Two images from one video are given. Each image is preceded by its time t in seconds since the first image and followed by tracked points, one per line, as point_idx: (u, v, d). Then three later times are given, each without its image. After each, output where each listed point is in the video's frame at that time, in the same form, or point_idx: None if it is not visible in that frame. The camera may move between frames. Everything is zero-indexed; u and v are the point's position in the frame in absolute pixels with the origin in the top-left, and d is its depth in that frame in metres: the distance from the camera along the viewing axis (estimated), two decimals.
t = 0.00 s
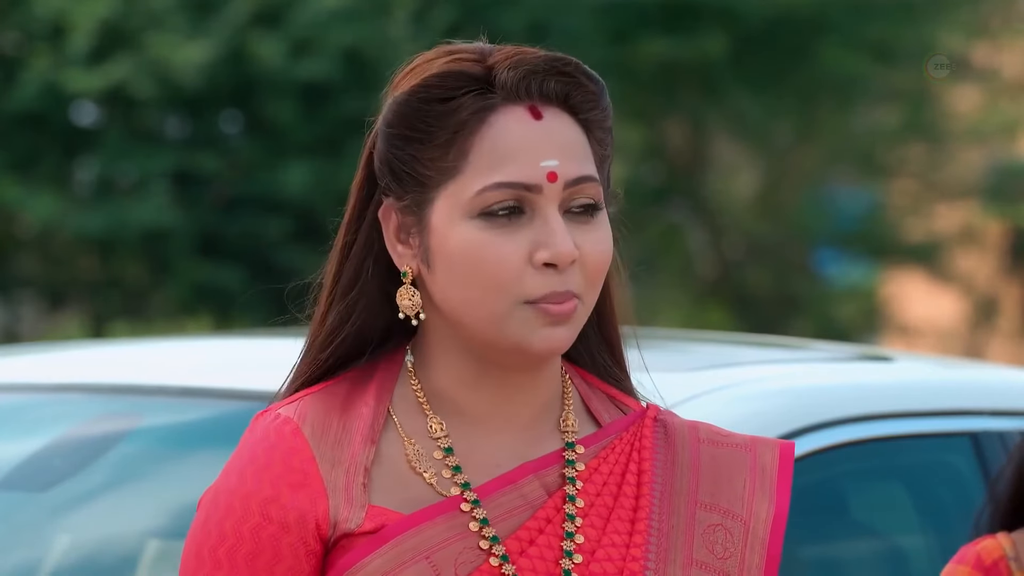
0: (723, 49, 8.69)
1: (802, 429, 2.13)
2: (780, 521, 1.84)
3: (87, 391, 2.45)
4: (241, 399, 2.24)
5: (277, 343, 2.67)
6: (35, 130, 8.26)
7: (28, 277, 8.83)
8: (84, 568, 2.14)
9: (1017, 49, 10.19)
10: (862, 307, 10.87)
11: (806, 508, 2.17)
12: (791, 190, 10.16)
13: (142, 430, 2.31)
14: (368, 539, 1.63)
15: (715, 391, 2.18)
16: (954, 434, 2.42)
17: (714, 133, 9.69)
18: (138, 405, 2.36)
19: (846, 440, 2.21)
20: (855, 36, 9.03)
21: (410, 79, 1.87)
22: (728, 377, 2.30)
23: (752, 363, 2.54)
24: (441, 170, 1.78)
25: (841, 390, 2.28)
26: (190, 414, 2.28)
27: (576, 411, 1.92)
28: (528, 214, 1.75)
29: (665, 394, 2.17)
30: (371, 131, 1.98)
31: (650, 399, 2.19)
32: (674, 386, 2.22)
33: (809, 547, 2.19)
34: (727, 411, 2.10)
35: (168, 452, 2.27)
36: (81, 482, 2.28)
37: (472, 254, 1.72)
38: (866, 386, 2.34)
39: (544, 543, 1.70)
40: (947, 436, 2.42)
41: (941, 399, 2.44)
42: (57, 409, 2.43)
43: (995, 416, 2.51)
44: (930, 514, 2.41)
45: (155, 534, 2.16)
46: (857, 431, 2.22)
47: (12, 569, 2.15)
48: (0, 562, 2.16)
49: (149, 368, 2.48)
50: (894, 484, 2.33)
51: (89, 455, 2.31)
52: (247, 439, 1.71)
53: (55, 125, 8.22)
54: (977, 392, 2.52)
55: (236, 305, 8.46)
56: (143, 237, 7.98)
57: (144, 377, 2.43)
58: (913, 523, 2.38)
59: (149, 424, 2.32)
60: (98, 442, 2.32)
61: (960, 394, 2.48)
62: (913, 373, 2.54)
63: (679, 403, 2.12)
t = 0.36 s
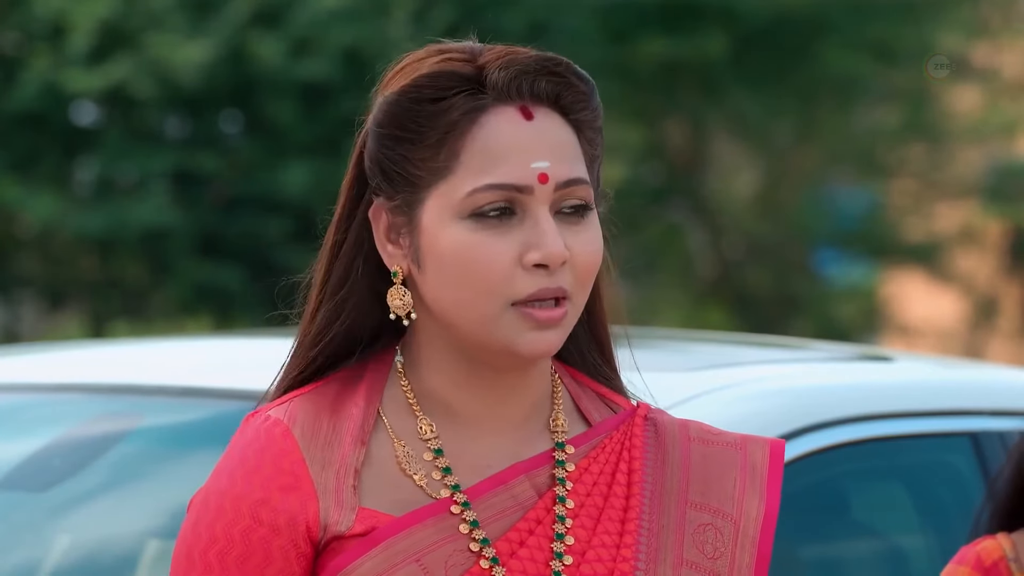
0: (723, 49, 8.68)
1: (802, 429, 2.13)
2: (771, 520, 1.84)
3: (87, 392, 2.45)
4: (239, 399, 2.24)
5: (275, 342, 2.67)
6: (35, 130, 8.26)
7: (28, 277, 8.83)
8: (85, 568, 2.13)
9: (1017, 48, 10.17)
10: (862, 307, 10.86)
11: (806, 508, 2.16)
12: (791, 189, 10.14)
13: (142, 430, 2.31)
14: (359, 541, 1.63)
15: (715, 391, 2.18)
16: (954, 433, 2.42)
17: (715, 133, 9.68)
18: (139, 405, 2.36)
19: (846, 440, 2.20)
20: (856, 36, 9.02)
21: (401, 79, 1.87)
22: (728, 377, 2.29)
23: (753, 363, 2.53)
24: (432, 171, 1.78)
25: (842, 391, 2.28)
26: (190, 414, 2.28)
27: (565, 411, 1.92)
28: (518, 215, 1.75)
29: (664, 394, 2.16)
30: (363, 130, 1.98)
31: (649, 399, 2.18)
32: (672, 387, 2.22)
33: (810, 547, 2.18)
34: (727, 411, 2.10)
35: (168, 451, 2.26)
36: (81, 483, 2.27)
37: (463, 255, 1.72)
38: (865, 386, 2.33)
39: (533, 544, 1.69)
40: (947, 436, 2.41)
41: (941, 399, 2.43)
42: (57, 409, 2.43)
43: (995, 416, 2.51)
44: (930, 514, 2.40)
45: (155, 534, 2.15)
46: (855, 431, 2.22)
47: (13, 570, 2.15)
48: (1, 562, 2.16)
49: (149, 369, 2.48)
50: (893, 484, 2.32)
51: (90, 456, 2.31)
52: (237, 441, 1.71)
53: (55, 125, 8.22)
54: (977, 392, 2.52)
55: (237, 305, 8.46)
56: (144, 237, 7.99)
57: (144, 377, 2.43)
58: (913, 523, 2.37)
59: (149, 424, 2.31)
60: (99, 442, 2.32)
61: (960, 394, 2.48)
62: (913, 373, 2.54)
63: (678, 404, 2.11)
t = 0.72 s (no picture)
0: (723, 49, 8.68)
1: (802, 430, 2.13)
2: (762, 519, 1.84)
3: (87, 392, 2.45)
4: (238, 398, 2.23)
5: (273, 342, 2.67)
6: (35, 130, 8.27)
7: (28, 277, 8.83)
8: (84, 568, 2.11)
9: (1017, 48, 10.17)
10: (862, 307, 10.86)
11: (807, 509, 2.16)
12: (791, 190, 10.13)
13: (142, 430, 2.30)
14: (349, 538, 1.64)
15: (715, 391, 2.17)
16: (954, 433, 2.42)
17: (714, 133, 9.67)
18: (140, 405, 2.36)
19: (846, 440, 2.20)
20: (856, 36, 9.02)
21: (373, 109, 1.83)
22: (728, 377, 2.29)
23: (753, 363, 2.53)
24: (418, 203, 1.76)
25: (843, 390, 2.28)
26: (191, 414, 2.27)
27: (558, 409, 1.93)
28: (506, 236, 1.75)
29: (664, 394, 2.16)
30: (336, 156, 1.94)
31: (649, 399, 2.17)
32: (673, 386, 2.21)
33: (811, 547, 2.17)
34: (727, 411, 2.09)
35: (168, 451, 2.25)
36: (80, 483, 2.27)
37: (457, 285, 1.72)
38: (866, 386, 2.33)
39: (524, 541, 1.70)
40: (947, 436, 2.41)
41: (942, 399, 2.43)
42: (58, 409, 2.44)
43: (995, 416, 2.50)
44: (929, 514, 2.40)
45: (154, 534, 2.12)
46: (855, 431, 2.22)
47: (13, 570, 2.14)
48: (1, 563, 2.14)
49: (148, 368, 2.48)
50: (894, 484, 2.32)
51: (90, 455, 2.30)
52: (227, 438, 1.71)
53: (55, 126, 8.23)
54: (977, 391, 2.52)
55: (237, 305, 8.46)
56: (144, 237, 7.99)
57: (144, 377, 2.43)
58: (913, 523, 2.37)
59: (149, 424, 2.31)
60: (100, 442, 2.32)
61: (960, 394, 2.48)
62: (913, 373, 2.54)
63: (677, 404, 2.10)
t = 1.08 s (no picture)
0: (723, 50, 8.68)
1: (802, 430, 2.13)
2: (749, 517, 1.84)
3: (87, 393, 2.45)
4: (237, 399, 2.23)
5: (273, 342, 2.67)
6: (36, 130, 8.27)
7: (28, 277, 8.83)
8: (84, 568, 2.11)
9: (1018, 48, 10.16)
10: (862, 307, 10.85)
11: (808, 509, 2.15)
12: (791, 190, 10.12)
13: (142, 430, 2.30)
14: (337, 541, 1.64)
15: (713, 392, 2.17)
16: (954, 434, 2.42)
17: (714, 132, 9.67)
18: (140, 405, 2.36)
19: (846, 440, 2.20)
20: (856, 37, 9.01)
21: (377, 94, 1.83)
22: (726, 377, 2.29)
23: (752, 363, 2.53)
24: (417, 188, 1.76)
25: (842, 390, 2.28)
26: (190, 415, 2.27)
27: (543, 410, 1.93)
28: (505, 225, 1.75)
29: (663, 395, 2.15)
30: (336, 142, 1.94)
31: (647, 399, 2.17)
32: (671, 387, 2.21)
33: (812, 548, 2.16)
34: (724, 412, 2.09)
35: (167, 451, 2.25)
36: (79, 483, 2.26)
37: (453, 270, 1.72)
38: (866, 386, 2.33)
39: (512, 543, 1.70)
40: (947, 436, 2.41)
41: (942, 399, 2.44)
42: (58, 409, 2.44)
43: (995, 416, 2.50)
44: (930, 514, 2.39)
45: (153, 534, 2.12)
46: (855, 431, 2.22)
47: (12, 569, 2.13)
48: None
49: (148, 369, 2.48)
50: (894, 484, 2.32)
51: (90, 455, 2.30)
52: (213, 442, 1.71)
53: (55, 126, 8.23)
54: (977, 392, 2.52)
55: (237, 305, 8.46)
56: (144, 237, 7.99)
57: (144, 377, 2.43)
58: (913, 523, 2.37)
59: (149, 424, 2.31)
60: (99, 442, 2.32)
61: (960, 394, 2.48)
62: (914, 373, 2.54)
63: (675, 405, 2.09)
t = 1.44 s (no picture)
0: (723, 51, 8.68)
1: (802, 430, 2.13)
2: (747, 516, 1.83)
3: (87, 393, 2.45)
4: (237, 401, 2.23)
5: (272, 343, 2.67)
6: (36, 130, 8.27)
7: (28, 278, 8.82)
8: (83, 568, 2.11)
9: (1018, 48, 10.15)
10: (862, 307, 10.82)
11: (808, 509, 2.15)
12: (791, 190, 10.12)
13: (142, 430, 2.30)
14: (336, 546, 1.64)
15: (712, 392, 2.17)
16: (954, 433, 2.42)
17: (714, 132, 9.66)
18: (140, 405, 2.36)
19: (845, 440, 2.20)
20: (856, 36, 9.01)
21: (389, 114, 1.79)
22: (725, 377, 2.29)
23: (752, 363, 2.53)
24: (434, 214, 1.74)
25: (841, 389, 2.28)
26: (190, 415, 2.27)
27: (541, 411, 1.93)
28: (521, 252, 1.75)
29: (663, 395, 2.15)
30: (338, 152, 1.88)
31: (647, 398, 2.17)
32: (671, 387, 2.21)
33: (811, 548, 2.16)
34: (723, 411, 2.09)
35: (167, 451, 2.25)
36: (79, 483, 2.26)
37: (469, 299, 1.72)
38: (867, 387, 2.33)
39: (510, 546, 1.70)
40: (948, 436, 2.41)
41: (943, 399, 2.44)
42: (57, 410, 2.44)
43: (995, 416, 2.50)
44: (930, 514, 2.39)
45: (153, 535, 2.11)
46: (855, 431, 2.22)
47: (12, 569, 2.13)
48: None
49: (148, 369, 2.48)
50: (894, 484, 2.32)
51: (90, 456, 2.30)
52: (210, 448, 1.71)
53: (55, 125, 8.23)
54: (977, 392, 2.52)
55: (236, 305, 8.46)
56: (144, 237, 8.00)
57: (144, 377, 2.43)
58: (913, 523, 2.37)
59: (149, 425, 2.31)
60: (99, 442, 2.32)
61: (961, 394, 2.48)
62: (914, 373, 2.54)
63: (675, 405, 2.09)
